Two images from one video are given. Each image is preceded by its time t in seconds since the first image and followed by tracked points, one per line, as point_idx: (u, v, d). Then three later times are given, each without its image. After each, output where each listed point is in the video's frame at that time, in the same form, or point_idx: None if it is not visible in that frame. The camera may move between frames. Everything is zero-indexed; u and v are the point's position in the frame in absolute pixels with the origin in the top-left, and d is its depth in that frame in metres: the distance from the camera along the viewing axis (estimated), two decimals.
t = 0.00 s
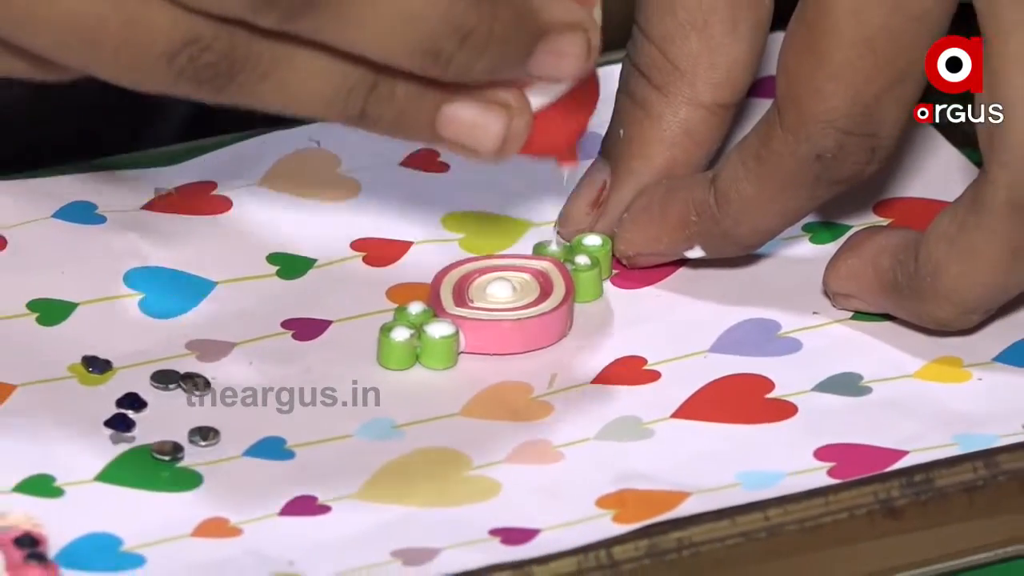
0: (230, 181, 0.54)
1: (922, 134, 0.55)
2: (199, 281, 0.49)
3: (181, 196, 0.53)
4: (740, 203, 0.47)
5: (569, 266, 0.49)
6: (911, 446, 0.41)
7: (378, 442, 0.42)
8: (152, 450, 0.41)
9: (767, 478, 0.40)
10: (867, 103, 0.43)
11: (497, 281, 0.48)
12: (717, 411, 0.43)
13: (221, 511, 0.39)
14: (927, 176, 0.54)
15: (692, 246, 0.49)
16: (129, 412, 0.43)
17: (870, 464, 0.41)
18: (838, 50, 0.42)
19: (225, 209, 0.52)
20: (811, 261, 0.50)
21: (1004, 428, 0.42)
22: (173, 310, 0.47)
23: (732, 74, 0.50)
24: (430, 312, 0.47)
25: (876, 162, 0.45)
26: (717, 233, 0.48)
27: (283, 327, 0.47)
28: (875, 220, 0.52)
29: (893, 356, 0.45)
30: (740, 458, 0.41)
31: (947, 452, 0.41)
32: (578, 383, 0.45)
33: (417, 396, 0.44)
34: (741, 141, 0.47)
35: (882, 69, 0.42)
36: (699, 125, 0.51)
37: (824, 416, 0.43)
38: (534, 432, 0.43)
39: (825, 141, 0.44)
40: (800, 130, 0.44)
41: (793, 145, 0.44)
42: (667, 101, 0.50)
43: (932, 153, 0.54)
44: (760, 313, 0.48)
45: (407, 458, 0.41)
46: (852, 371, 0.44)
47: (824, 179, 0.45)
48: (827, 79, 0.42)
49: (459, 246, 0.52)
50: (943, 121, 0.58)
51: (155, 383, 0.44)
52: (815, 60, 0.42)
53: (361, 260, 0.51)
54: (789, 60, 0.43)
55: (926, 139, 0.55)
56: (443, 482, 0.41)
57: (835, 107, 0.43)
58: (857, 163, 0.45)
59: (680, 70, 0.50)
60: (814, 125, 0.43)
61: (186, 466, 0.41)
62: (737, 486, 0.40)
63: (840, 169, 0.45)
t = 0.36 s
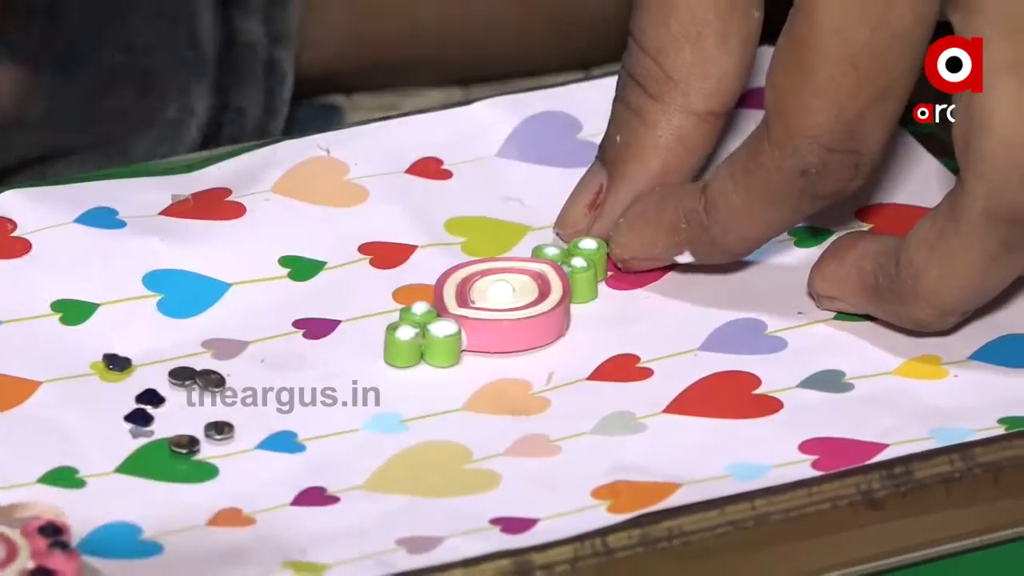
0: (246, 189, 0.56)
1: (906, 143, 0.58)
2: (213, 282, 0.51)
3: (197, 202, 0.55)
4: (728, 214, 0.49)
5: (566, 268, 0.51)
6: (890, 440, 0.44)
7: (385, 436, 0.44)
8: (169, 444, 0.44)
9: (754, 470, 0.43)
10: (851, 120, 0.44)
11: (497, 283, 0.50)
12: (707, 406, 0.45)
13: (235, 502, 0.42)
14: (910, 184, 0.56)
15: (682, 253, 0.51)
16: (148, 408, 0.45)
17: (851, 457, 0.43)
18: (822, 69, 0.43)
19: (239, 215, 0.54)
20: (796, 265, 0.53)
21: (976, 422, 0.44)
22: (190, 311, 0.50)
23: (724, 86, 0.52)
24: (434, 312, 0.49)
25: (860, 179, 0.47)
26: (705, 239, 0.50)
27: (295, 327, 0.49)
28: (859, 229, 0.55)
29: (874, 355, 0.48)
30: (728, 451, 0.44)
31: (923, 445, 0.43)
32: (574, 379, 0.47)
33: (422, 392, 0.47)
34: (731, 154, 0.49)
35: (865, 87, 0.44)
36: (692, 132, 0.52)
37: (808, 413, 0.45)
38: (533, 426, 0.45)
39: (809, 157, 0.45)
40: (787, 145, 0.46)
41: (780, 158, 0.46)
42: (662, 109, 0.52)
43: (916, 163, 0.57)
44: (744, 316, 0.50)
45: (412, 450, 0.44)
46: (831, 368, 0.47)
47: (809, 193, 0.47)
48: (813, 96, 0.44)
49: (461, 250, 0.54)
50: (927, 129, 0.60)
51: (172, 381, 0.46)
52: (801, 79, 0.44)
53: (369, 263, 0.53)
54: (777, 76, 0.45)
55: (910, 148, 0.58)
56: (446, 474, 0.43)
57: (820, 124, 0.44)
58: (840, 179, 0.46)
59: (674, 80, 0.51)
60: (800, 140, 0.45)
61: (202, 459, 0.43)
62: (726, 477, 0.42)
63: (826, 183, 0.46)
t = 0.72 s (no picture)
0: (260, 195, 0.58)
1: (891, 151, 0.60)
2: (227, 284, 0.54)
3: (212, 208, 0.57)
4: (764, 245, 0.48)
5: (563, 270, 0.54)
6: (872, 434, 0.46)
7: (391, 430, 0.47)
8: (186, 438, 0.46)
9: (742, 462, 0.45)
10: (866, 122, 0.45)
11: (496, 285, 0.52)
12: (698, 402, 0.48)
13: (248, 493, 0.44)
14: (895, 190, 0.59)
15: (721, 296, 0.50)
16: (166, 403, 0.48)
17: (835, 450, 0.45)
18: (830, 74, 0.45)
19: (252, 220, 0.57)
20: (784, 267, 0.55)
21: (953, 417, 0.47)
22: (205, 311, 0.52)
23: (684, 78, 0.55)
24: (438, 313, 0.51)
25: (888, 189, 0.47)
26: (744, 279, 0.49)
27: (305, 327, 0.52)
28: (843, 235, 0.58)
29: (858, 352, 0.50)
30: (718, 445, 0.46)
31: (903, 439, 0.46)
32: (572, 376, 0.49)
33: (427, 388, 0.49)
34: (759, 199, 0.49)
35: (874, 84, 0.45)
36: (647, 119, 0.56)
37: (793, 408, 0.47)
38: (532, 420, 0.47)
39: (834, 164, 0.46)
40: (809, 159, 0.46)
41: (806, 176, 0.46)
42: (623, 93, 0.55)
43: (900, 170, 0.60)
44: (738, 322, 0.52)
45: (417, 444, 0.46)
46: (815, 364, 0.50)
47: (841, 208, 0.47)
48: (827, 102, 0.45)
49: (464, 254, 0.56)
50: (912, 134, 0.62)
51: (189, 377, 0.49)
52: (813, 88, 0.45)
53: (376, 266, 0.55)
54: (790, 89, 0.46)
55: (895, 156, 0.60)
56: (450, 466, 0.45)
57: (839, 129, 0.45)
58: (869, 187, 0.47)
59: (638, 67, 0.55)
60: (821, 149, 0.46)
61: (218, 452, 0.46)
62: (715, 470, 0.45)
63: (854, 194, 0.47)
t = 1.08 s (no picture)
0: (272, 200, 0.61)
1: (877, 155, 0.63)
2: (241, 285, 0.56)
3: (226, 212, 0.60)
4: (743, 249, 0.50)
5: (561, 272, 0.56)
6: (854, 428, 0.49)
7: (397, 424, 0.49)
8: (203, 431, 0.49)
9: (730, 455, 0.47)
10: (837, 127, 0.48)
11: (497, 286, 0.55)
12: (689, 398, 0.50)
13: (262, 484, 0.47)
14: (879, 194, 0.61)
15: (705, 300, 0.52)
16: (184, 398, 0.50)
17: (819, 443, 0.48)
18: (802, 80, 0.47)
19: (265, 223, 0.59)
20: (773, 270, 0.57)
21: (931, 412, 0.49)
22: (219, 311, 0.55)
23: (667, 88, 0.58)
24: (442, 312, 0.54)
25: (861, 192, 0.49)
26: (727, 283, 0.51)
27: (315, 326, 0.54)
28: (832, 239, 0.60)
29: (841, 350, 0.53)
30: (708, 439, 0.48)
31: (884, 432, 0.48)
32: (569, 373, 0.52)
33: (431, 384, 0.51)
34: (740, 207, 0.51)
35: (843, 90, 0.47)
36: (631, 127, 0.58)
37: (779, 403, 0.50)
38: (532, 415, 0.50)
39: (807, 167, 0.48)
40: (783, 163, 0.48)
41: (782, 179, 0.48)
42: (609, 102, 0.58)
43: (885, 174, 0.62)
44: (725, 326, 0.54)
45: (422, 437, 0.49)
46: (800, 362, 0.52)
47: (816, 211, 0.49)
48: (799, 107, 0.47)
49: (466, 256, 0.58)
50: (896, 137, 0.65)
51: (206, 373, 0.51)
52: (786, 94, 0.48)
53: (383, 268, 0.58)
54: (766, 98, 0.49)
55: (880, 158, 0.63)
56: (453, 459, 0.48)
57: (812, 133, 0.48)
58: (840, 188, 0.48)
59: (623, 77, 0.57)
60: (795, 153, 0.48)
61: (233, 445, 0.48)
62: (705, 462, 0.47)
63: (828, 197, 0.48)
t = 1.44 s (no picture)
0: (283, 205, 0.63)
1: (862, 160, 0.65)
2: (255, 286, 0.59)
3: (240, 217, 0.62)
4: (731, 254, 0.53)
5: (559, 274, 0.59)
6: (837, 421, 0.51)
7: (403, 418, 0.52)
8: (219, 425, 0.51)
9: (719, 447, 0.50)
10: (819, 137, 0.50)
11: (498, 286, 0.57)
12: (680, 393, 0.53)
13: (274, 474, 0.49)
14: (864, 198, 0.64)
15: (694, 302, 0.54)
16: (201, 393, 0.53)
17: (803, 436, 0.51)
18: (786, 93, 0.50)
19: (277, 227, 0.62)
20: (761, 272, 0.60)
21: (910, 406, 0.52)
22: (233, 311, 0.57)
23: (658, 100, 0.60)
24: (446, 312, 0.57)
25: (842, 200, 0.51)
26: (714, 286, 0.54)
27: (324, 325, 0.57)
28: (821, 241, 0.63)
29: (826, 348, 0.55)
30: (699, 433, 0.51)
31: (866, 426, 0.51)
32: (566, 369, 0.54)
33: (434, 380, 0.54)
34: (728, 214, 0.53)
35: (825, 102, 0.50)
36: (623, 137, 0.61)
37: (766, 398, 0.52)
38: (531, 409, 0.52)
39: (790, 176, 0.51)
40: (767, 173, 0.51)
41: (766, 188, 0.51)
42: (602, 113, 0.60)
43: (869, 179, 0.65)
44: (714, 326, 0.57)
45: (427, 431, 0.51)
46: (786, 359, 0.55)
47: (799, 218, 0.51)
48: (783, 118, 0.50)
49: (468, 259, 0.61)
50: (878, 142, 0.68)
51: (221, 370, 0.54)
52: (771, 106, 0.50)
53: (389, 271, 0.60)
54: (751, 110, 0.51)
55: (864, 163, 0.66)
56: (456, 451, 0.50)
57: (795, 143, 0.50)
58: (822, 197, 0.51)
59: (615, 90, 0.60)
60: (778, 162, 0.51)
61: (247, 438, 0.51)
62: (695, 454, 0.50)
63: (810, 205, 0.51)
